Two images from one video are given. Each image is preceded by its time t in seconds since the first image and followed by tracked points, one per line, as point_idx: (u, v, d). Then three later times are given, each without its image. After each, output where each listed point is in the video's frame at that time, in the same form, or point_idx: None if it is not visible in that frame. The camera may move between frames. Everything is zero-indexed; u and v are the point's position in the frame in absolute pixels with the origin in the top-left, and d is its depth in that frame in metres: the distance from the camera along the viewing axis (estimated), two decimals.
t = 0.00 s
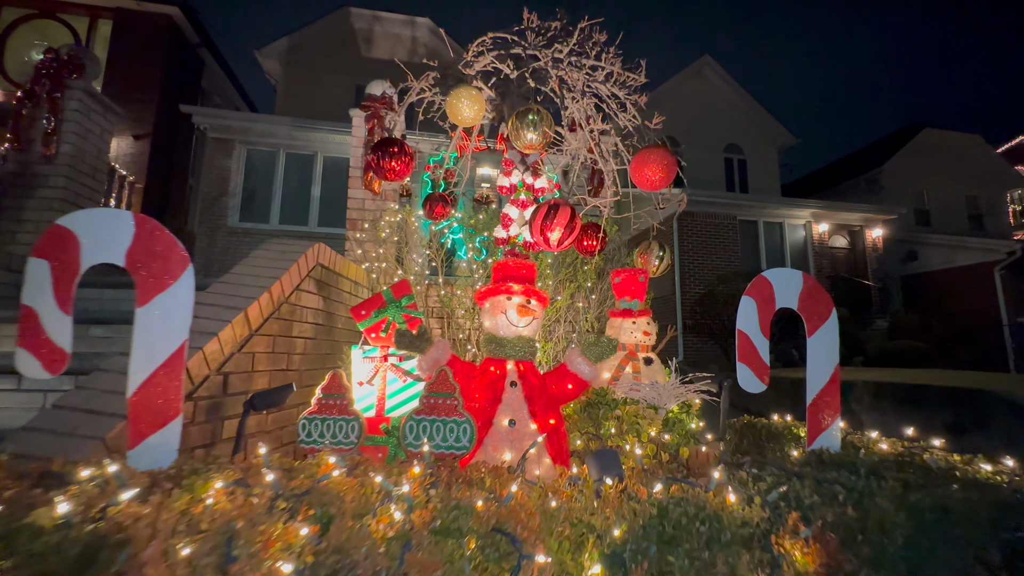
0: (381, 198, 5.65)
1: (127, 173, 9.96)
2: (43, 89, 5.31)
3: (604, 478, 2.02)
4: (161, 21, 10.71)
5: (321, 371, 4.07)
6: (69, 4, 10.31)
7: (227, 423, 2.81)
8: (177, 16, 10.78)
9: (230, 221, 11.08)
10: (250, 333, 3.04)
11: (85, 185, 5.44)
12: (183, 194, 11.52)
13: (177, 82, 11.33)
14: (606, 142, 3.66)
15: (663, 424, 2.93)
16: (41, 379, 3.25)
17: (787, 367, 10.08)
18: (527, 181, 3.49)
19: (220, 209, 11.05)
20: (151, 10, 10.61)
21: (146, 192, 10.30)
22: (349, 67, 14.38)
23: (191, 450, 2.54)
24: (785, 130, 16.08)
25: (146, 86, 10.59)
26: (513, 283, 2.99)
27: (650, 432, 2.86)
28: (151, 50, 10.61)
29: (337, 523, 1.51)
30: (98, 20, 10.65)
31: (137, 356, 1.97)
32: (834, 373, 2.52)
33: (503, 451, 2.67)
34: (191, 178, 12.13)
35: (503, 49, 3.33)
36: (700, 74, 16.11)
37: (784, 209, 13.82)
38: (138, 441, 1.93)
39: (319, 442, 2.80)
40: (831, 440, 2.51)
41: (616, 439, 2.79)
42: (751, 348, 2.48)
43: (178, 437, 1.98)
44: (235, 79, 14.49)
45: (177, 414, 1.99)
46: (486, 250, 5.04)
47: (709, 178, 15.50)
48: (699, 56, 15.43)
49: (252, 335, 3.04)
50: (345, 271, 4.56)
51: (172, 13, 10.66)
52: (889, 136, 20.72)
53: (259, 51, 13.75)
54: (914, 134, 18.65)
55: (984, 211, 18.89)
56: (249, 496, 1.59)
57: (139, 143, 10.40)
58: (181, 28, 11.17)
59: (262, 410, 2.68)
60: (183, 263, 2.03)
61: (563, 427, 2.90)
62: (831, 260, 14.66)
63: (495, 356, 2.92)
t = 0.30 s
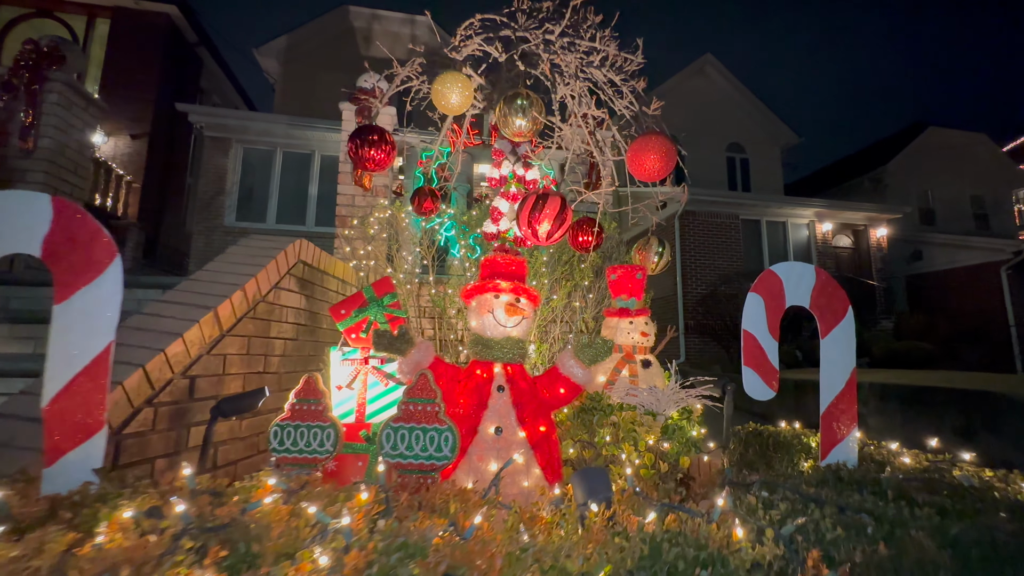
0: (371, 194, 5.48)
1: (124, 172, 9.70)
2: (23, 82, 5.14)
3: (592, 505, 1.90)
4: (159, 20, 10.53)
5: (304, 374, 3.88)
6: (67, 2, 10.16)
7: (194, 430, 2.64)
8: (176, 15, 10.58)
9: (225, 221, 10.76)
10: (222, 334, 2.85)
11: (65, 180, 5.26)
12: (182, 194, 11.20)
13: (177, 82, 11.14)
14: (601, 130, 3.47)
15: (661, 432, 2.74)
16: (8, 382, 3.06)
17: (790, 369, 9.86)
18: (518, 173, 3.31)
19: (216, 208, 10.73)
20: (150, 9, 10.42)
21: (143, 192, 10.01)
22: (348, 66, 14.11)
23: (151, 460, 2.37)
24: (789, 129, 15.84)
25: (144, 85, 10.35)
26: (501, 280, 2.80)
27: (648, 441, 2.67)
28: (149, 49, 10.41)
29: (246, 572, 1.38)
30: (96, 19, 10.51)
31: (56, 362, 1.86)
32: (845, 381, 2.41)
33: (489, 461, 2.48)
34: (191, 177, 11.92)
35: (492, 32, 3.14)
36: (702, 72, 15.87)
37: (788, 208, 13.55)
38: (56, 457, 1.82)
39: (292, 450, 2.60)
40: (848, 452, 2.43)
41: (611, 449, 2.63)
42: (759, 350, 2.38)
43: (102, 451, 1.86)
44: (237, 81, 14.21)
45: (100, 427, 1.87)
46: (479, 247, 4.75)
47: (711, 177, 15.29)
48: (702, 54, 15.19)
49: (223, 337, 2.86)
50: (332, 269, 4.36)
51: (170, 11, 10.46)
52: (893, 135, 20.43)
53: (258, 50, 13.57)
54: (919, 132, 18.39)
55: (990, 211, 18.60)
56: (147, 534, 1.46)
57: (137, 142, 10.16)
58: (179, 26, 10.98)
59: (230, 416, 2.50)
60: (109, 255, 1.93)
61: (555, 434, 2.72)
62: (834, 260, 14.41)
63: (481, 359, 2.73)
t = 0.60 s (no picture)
0: (360, 192, 5.35)
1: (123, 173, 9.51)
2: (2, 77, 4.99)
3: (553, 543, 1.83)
4: (157, 21, 10.38)
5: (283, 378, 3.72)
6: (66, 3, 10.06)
7: (154, 439, 2.48)
8: (175, 15, 10.44)
9: (222, 221, 10.36)
10: (188, 338, 2.69)
11: (45, 178, 5.12)
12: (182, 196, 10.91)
13: (177, 81, 10.97)
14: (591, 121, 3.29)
15: (652, 443, 2.57)
16: None
17: (793, 372, 9.65)
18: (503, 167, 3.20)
19: (213, 208, 10.35)
20: (149, 10, 10.29)
21: (142, 194, 9.80)
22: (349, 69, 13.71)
23: (105, 473, 2.22)
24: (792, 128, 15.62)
25: (144, 85, 10.18)
26: (482, 280, 2.64)
27: (639, 452, 2.51)
28: (147, 48, 10.26)
29: None
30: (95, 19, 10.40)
31: None
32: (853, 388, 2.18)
33: (466, 474, 2.31)
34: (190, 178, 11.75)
35: (475, 19, 2.99)
36: (704, 71, 15.69)
37: (790, 207, 13.32)
38: None
39: (258, 461, 2.43)
40: (853, 471, 2.17)
41: (599, 460, 2.46)
42: (753, 355, 2.21)
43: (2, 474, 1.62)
44: (238, 83, 14.00)
45: None
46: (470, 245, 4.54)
47: (712, 177, 15.08)
48: (703, 53, 15.00)
49: (189, 341, 2.69)
50: (317, 270, 4.20)
51: (168, 11, 10.31)
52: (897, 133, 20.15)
53: (256, 50, 13.41)
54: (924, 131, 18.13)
55: (996, 210, 18.29)
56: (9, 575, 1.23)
57: (136, 143, 9.97)
58: (178, 27, 10.84)
59: (191, 425, 2.32)
60: (11, 250, 1.70)
61: (541, 444, 2.55)
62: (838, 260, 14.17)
63: (461, 364, 2.57)
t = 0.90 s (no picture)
0: (356, 189, 5.22)
1: (126, 174, 9.41)
2: None
3: None
4: (160, 22, 10.26)
5: (273, 380, 3.59)
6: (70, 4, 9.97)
7: (131, 447, 2.36)
8: (177, 16, 10.31)
9: (224, 221, 10.25)
10: (169, 339, 2.56)
11: (35, 177, 5.01)
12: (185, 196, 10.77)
13: (179, 81, 10.86)
14: (593, 112, 3.13)
15: (658, 451, 2.42)
16: None
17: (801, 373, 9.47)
18: (500, 159, 3.18)
19: (215, 209, 10.24)
20: (150, 10, 10.17)
21: (144, 195, 9.72)
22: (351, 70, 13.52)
23: (74, 484, 2.08)
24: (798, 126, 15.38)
25: (147, 86, 10.09)
26: (478, 278, 2.49)
27: (644, 461, 2.35)
28: (149, 49, 10.16)
29: None
30: (99, 20, 10.30)
31: None
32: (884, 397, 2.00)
33: (460, 486, 2.16)
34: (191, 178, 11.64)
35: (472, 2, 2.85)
36: (708, 70, 15.48)
37: (797, 206, 13.08)
38: None
39: (239, 470, 2.28)
40: (884, 489, 1.97)
41: (601, 470, 2.30)
42: (772, 360, 2.08)
43: None
44: (241, 83, 13.88)
45: None
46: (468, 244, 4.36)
47: (718, 176, 14.85)
48: (708, 51, 14.80)
49: (169, 343, 2.56)
50: (310, 269, 4.06)
51: (171, 12, 10.19)
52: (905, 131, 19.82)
53: (258, 49, 12.81)
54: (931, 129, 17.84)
55: (1005, 209, 17.93)
56: None
57: (139, 144, 9.88)
58: (181, 28, 10.73)
59: (171, 432, 2.16)
60: None
61: (539, 453, 2.40)
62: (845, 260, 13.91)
63: (455, 368, 2.42)
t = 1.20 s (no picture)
0: (359, 188, 5.15)
1: (131, 175, 9.37)
2: None
3: None
4: (165, 23, 10.23)
5: (273, 385, 3.51)
6: (76, 6, 9.96)
7: (125, 456, 2.28)
8: (182, 16, 10.28)
9: (228, 222, 10.22)
10: (164, 344, 2.48)
11: (35, 177, 4.95)
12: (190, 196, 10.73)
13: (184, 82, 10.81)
14: (603, 108, 3.02)
15: (673, 462, 2.31)
16: None
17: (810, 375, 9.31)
18: (506, 157, 3.08)
19: (219, 210, 10.20)
20: (156, 11, 10.13)
21: (150, 195, 9.69)
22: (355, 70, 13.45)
23: (64, 496, 2.00)
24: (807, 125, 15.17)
25: (152, 87, 10.05)
26: (484, 281, 2.39)
27: (658, 473, 2.24)
28: (154, 49, 10.13)
29: None
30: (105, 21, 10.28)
31: None
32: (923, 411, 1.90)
33: (466, 499, 2.06)
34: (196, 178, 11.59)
35: None
36: (715, 67, 15.26)
37: (805, 205, 12.87)
38: None
39: (235, 481, 2.19)
40: (926, 511, 1.85)
41: (614, 482, 2.20)
42: (803, 371, 1.96)
43: None
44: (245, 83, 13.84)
45: None
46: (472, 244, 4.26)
47: (725, 175, 14.68)
48: (715, 49, 14.61)
49: (165, 347, 2.48)
50: (312, 270, 3.98)
51: (177, 13, 10.16)
52: (914, 128, 19.48)
53: (261, 49, 12.46)
54: (942, 127, 17.56)
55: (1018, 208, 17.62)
56: None
57: (144, 145, 9.84)
58: (186, 28, 10.69)
59: (166, 441, 2.06)
60: None
61: (548, 464, 2.30)
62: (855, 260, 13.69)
63: (461, 375, 2.32)
